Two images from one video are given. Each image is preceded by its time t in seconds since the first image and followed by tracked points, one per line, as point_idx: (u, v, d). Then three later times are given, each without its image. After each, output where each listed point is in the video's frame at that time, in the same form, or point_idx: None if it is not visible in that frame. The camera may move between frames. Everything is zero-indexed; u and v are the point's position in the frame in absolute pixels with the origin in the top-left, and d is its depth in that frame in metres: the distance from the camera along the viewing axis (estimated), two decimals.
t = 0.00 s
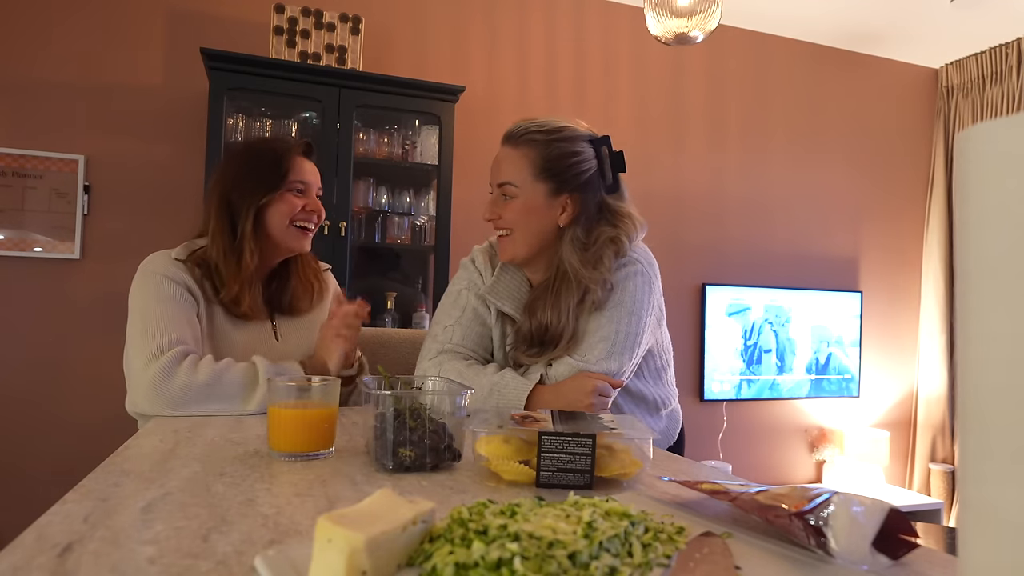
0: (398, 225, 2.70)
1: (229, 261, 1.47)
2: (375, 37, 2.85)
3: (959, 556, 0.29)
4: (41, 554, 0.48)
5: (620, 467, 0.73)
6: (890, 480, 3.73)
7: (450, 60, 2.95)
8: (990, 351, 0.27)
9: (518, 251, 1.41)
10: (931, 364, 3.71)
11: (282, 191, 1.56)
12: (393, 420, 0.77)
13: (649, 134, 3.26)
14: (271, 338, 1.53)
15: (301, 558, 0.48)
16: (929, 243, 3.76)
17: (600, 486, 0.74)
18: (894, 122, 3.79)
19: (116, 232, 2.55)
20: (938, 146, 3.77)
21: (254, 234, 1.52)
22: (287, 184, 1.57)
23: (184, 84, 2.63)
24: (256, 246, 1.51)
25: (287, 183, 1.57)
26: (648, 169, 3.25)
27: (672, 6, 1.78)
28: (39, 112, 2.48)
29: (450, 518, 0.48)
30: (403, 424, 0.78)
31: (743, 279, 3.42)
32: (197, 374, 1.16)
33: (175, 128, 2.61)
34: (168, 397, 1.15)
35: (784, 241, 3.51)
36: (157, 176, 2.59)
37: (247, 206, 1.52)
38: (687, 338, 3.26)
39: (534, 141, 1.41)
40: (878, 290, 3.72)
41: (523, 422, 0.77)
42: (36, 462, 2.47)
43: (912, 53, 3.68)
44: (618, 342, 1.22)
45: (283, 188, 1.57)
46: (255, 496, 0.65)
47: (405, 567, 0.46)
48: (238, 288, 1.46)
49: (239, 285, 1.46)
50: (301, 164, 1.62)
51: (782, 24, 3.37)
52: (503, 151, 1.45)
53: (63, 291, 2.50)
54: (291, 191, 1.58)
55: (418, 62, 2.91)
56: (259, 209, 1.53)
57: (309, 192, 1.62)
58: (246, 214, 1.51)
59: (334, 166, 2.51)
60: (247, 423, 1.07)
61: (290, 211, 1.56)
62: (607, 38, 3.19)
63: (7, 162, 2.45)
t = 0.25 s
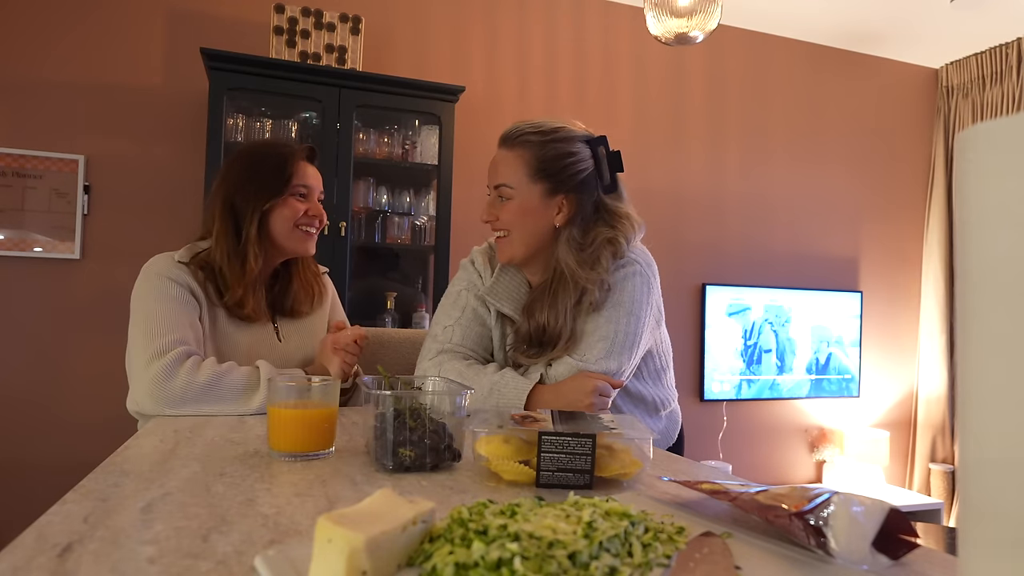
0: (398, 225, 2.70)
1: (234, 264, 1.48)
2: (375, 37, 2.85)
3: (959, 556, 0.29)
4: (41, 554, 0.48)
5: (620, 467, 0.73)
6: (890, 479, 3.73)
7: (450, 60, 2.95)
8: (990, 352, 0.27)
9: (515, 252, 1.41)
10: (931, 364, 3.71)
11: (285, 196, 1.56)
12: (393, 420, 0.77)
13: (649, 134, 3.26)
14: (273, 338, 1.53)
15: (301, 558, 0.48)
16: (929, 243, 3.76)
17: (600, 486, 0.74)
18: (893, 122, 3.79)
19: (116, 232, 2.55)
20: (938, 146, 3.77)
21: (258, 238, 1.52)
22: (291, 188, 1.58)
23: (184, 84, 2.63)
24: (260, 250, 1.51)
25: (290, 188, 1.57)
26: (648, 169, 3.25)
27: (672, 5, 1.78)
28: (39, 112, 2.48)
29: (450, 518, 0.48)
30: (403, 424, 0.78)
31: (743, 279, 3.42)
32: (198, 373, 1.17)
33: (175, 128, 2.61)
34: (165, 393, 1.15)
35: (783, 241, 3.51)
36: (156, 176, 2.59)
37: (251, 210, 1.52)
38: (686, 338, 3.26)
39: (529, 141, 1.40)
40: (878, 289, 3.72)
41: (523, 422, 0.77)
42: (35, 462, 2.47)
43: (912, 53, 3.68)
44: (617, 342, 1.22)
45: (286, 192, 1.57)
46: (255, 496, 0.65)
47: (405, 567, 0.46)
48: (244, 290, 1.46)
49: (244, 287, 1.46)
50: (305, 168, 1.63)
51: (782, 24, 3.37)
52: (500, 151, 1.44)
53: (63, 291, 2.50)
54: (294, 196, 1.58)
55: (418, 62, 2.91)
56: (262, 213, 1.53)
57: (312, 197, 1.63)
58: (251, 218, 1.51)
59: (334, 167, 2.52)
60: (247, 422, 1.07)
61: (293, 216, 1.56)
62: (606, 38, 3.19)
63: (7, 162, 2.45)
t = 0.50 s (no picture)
0: (398, 225, 2.71)
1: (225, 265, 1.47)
2: (376, 37, 2.85)
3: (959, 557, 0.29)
4: (41, 554, 0.48)
5: (620, 467, 0.73)
6: (890, 479, 3.73)
7: (450, 60, 2.95)
8: (989, 352, 0.27)
9: (513, 258, 1.41)
10: (931, 364, 3.71)
11: (278, 197, 1.56)
12: (393, 420, 0.77)
13: (649, 134, 3.26)
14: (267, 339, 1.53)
15: (301, 559, 0.48)
16: (929, 243, 3.76)
17: (600, 486, 0.74)
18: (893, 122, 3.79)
19: (116, 232, 2.55)
20: (938, 147, 3.77)
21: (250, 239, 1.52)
22: (283, 189, 1.57)
23: (184, 84, 2.63)
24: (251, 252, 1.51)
25: (283, 189, 1.57)
26: (648, 169, 3.25)
27: (672, 6, 1.78)
28: (39, 112, 2.48)
29: (450, 518, 0.48)
30: (403, 424, 0.78)
31: (743, 279, 3.42)
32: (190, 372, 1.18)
33: (175, 127, 2.61)
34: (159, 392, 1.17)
35: (783, 241, 3.51)
36: (156, 175, 2.59)
37: (243, 211, 1.52)
38: (687, 338, 3.26)
39: (523, 147, 1.39)
40: (878, 290, 3.72)
41: (523, 422, 0.77)
42: (36, 462, 2.48)
43: (912, 53, 3.68)
44: (617, 342, 1.22)
45: (279, 194, 1.57)
46: (255, 496, 0.65)
47: (405, 567, 0.46)
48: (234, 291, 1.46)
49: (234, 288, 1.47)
50: (300, 170, 1.63)
51: (781, 24, 3.37)
52: (495, 158, 1.44)
53: (62, 291, 2.50)
54: (287, 198, 1.58)
55: (418, 62, 2.91)
56: (255, 215, 1.53)
57: (305, 198, 1.63)
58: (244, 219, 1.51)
59: (334, 167, 2.52)
60: (247, 422, 1.07)
61: (285, 217, 1.56)
62: (606, 38, 3.19)
63: (7, 162, 2.46)
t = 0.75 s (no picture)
0: (398, 225, 2.71)
1: (215, 268, 1.47)
2: (376, 37, 2.85)
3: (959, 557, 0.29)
4: (41, 554, 0.48)
5: (620, 467, 0.73)
6: (890, 479, 3.73)
7: (450, 60, 2.96)
8: (989, 352, 0.27)
9: (512, 262, 1.41)
10: (931, 364, 3.71)
11: (270, 203, 1.56)
12: (393, 420, 0.77)
13: (649, 134, 3.26)
14: (260, 340, 1.53)
15: (301, 558, 0.48)
16: (929, 243, 3.76)
17: (600, 486, 0.74)
18: (893, 122, 3.79)
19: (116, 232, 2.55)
20: (938, 147, 3.77)
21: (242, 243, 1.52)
22: (276, 196, 1.58)
23: (184, 84, 2.63)
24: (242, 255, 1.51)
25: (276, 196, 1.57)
26: (648, 169, 3.25)
27: (672, 6, 1.78)
28: (39, 112, 2.48)
29: (450, 518, 0.48)
30: (403, 424, 0.78)
31: (743, 279, 3.42)
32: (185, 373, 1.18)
33: (175, 127, 2.61)
34: (152, 393, 1.17)
35: (783, 241, 3.51)
36: (156, 175, 2.59)
37: (235, 216, 1.52)
38: (687, 338, 3.26)
39: (519, 152, 1.39)
40: (878, 289, 3.72)
41: (523, 422, 0.77)
42: (35, 462, 2.47)
43: (912, 53, 3.68)
44: (616, 341, 1.22)
45: (272, 200, 1.57)
46: (255, 496, 0.65)
47: (405, 567, 0.46)
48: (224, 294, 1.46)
49: (224, 292, 1.46)
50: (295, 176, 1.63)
51: (780, 24, 3.37)
52: (491, 163, 1.43)
53: (62, 291, 2.50)
54: (281, 203, 1.58)
55: (418, 62, 2.91)
56: (247, 220, 1.53)
57: (298, 204, 1.63)
58: (236, 224, 1.51)
59: (333, 167, 2.52)
60: (247, 422, 1.07)
61: (277, 222, 1.56)
62: (606, 38, 3.19)
63: (7, 162, 2.46)
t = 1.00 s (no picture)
0: (398, 225, 2.70)
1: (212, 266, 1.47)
2: (376, 37, 2.85)
3: (959, 556, 0.29)
4: (41, 554, 0.48)
5: (620, 467, 0.73)
6: (890, 479, 3.73)
7: (450, 60, 2.96)
8: (989, 351, 0.27)
9: (511, 267, 1.40)
10: (931, 364, 3.71)
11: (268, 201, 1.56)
12: (393, 420, 0.77)
13: (649, 134, 3.26)
14: (257, 340, 1.53)
15: (301, 558, 0.48)
16: (929, 243, 3.76)
17: (600, 486, 0.74)
18: (893, 122, 3.79)
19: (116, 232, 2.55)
20: (938, 146, 3.77)
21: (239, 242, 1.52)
22: (275, 193, 1.57)
23: (184, 84, 2.63)
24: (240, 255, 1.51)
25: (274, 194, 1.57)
26: (648, 168, 3.25)
27: (672, 6, 1.78)
28: (39, 112, 2.48)
29: (450, 518, 0.48)
30: (403, 424, 0.78)
31: (743, 279, 3.42)
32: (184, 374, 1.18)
33: (175, 127, 2.61)
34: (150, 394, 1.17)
35: (783, 241, 3.51)
36: (156, 175, 2.59)
37: (233, 215, 1.52)
38: (687, 338, 3.26)
39: (513, 159, 1.38)
40: (878, 289, 3.72)
41: (523, 422, 0.77)
42: (35, 462, 2.47)
43: (912, 52, 3.68)
44: (615, 341, 1.22)
45: (270, 198, 1.57)
46: (255, 496, 0.65)
47: (405, 567, 0.46)
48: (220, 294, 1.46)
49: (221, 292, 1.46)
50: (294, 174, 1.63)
51: (780, 24, 3.37)
52: (485, 170, 1.42)
53: (62, 291, 2.50)
54: (278, 202, 1.58)
55: (418, 62, 2.91)
56: (245, 219, 1.53)
57: (297, 202, 1.63)
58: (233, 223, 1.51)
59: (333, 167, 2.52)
60: (247, 422, 1.07)
61: (274, 221, 1.56)
62: (606, 38, 3.19)
63: (7, 162, 2.46)
